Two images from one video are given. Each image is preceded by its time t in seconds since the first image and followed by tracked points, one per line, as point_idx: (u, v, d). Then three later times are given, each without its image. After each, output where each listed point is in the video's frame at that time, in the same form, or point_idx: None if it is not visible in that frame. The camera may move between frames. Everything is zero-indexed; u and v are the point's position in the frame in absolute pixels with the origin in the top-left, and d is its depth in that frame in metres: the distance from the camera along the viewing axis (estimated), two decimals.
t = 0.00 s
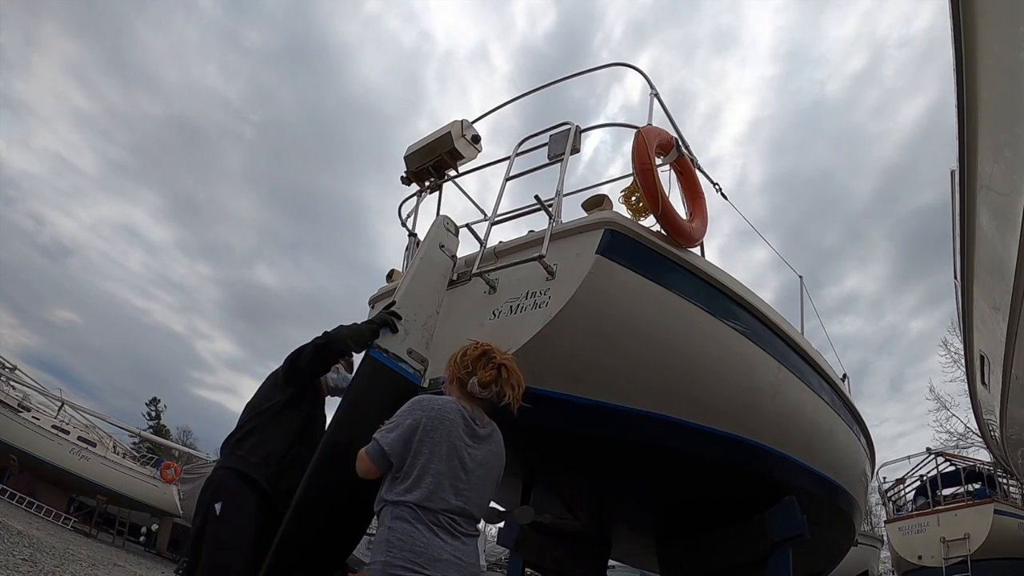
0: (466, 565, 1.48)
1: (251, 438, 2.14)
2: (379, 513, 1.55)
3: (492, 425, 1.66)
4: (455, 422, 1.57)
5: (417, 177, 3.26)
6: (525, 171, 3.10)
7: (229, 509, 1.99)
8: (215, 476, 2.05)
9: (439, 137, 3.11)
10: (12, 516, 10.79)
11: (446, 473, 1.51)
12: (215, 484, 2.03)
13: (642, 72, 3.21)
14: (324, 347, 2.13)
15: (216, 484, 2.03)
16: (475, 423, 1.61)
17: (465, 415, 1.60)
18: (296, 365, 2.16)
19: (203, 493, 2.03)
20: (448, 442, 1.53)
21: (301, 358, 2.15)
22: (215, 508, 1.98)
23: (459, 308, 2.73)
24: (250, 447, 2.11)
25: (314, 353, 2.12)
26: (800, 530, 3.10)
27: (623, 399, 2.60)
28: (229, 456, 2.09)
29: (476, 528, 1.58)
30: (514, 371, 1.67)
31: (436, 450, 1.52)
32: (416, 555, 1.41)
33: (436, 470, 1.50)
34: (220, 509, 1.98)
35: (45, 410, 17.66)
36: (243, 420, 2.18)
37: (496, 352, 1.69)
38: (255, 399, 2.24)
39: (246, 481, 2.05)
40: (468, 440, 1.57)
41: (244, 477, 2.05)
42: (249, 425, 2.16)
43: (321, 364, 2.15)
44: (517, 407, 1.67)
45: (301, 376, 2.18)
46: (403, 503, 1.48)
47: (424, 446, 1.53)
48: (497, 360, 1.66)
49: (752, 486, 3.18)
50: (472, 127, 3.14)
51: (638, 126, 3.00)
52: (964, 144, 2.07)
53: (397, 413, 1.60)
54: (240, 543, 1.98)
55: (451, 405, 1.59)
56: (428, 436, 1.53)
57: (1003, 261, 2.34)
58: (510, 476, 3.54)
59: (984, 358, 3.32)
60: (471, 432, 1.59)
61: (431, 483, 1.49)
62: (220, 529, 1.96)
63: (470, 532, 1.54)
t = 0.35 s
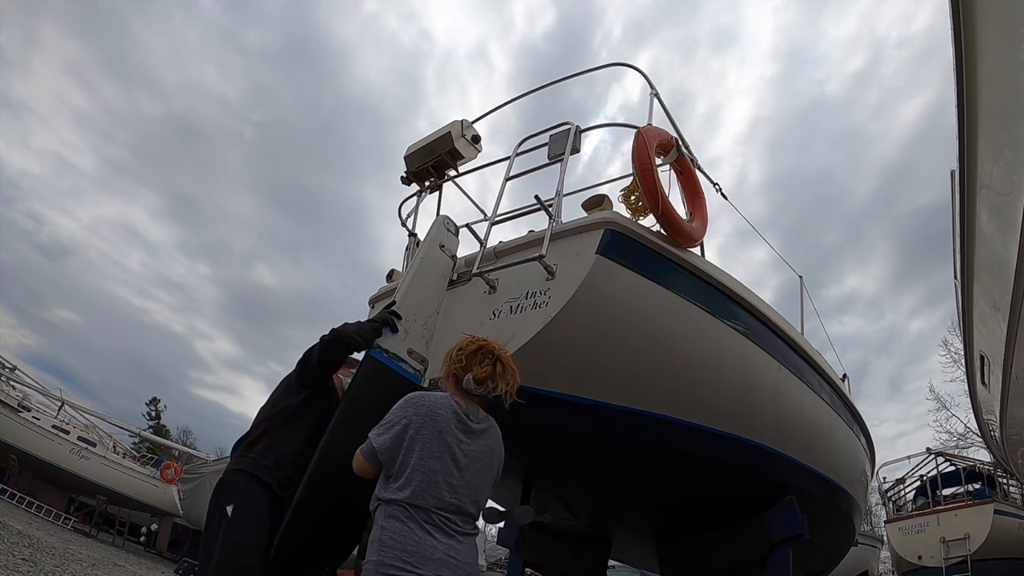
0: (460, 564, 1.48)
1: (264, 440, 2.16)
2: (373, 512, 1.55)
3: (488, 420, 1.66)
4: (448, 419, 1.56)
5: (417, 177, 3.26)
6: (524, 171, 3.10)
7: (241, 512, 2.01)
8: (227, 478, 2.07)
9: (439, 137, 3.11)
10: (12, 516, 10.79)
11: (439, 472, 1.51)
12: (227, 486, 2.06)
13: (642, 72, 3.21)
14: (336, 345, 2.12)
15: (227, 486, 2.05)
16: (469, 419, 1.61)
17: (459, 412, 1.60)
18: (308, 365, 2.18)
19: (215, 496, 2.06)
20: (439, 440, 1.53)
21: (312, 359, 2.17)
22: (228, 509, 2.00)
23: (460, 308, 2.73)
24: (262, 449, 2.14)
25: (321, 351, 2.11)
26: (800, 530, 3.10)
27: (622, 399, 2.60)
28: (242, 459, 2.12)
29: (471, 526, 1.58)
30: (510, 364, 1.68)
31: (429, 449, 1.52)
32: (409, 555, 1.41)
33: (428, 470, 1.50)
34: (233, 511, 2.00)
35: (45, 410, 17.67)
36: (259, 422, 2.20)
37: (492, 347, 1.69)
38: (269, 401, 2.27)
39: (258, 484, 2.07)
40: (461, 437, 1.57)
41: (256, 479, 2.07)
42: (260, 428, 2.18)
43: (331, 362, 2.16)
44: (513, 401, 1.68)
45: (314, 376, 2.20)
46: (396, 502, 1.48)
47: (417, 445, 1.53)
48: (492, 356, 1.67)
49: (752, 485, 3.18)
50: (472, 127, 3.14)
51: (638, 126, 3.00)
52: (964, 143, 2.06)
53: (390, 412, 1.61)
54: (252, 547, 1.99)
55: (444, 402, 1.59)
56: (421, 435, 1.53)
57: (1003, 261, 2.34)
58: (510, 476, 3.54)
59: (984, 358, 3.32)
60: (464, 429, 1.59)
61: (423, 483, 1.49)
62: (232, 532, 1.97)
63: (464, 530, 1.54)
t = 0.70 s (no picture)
0: (460, 564, 1.48)
1: (278, 443, 2.01)
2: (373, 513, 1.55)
3: (488, 421, 1.66)
4: (448, 420, 1.56)
5: (417, 177, 3.26)
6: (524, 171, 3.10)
7: (266, 521, 1.86)
8: (245, 484, 1.91)
9: (439, 137, 3.11)
10: (12, 515, 10.78)
11: (439, 473, 1.51)
12: (244, 493, 1.89)
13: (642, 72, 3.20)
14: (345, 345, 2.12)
15: (246, 494, 1.88)
16: (469, 420, 1.61)
17: (459, 413, 1.59)
18: (319, 363, 2.10)
19: (229, 506, 1.87)
20: (439, 441, 1.53)
21: (323, 356, 2.10)
22: (253, 520, 1.84)
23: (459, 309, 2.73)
24: (278, 453, 1.99)
25: (332, 348, 2.08)
26: (800, 530, 3.10)
27: (623, 399, 2.60)
28: (257, 465, 1.95)
29: (471, 526, 1.58)
30: (509, 367, 1.68)
31: (428, 450, 1.52)
32: (410, 555, 1.41)
33: (429, 471, 1.50)
34: (259, 522, 1.85)
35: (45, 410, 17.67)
36: (270, 425, 2.04)
37: (491, 349, 1.70)
38: (277, 404, 2.13)
39: (276, 489, 1.93)
40: (461, 438, 1.57)
41: (275, 485, 1.93)
42: (272, 430, 2.03)
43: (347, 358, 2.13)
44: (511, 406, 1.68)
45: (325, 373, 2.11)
46: (396, 503, 1.48)
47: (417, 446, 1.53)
48: (492, 358, 1.67)
49: (752, 485, 3.18)
50: (472, 127, 3.13)
51: (638, 126, 3.00)
52: (964, 143, 2.06)
53: (389, 413, 1.60)
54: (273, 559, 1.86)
55: (444, 403, 1.59)
56: (421, 436, 1.53)
57: (1004, 261, 2.34)
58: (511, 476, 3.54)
59: (984, 358, 3.32)
60: (464, 430, 1.59)
61: (423, 484, 1.49)
62: (257, 544, 1.82)
63: (464, 530, 1.54)
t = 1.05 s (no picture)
0: (464, 565, 1.48)
1: (280, 442, 1.99)
2: (377, 513, 1.55)
3: (490, 428, 1.66)
4: (453, 425, 1.57)
5: (417, 177, 3.26)
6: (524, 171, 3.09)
7: (268, 521, 1.87)
8: (248, 484, 1.89)
9: (439, 137, 3.11)
10: (12, 515, 10.78)
11: (444, 476, 1.51)
12: (247, 494, 1.88)
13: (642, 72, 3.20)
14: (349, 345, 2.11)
15: (249, 494, 1.87)
16: (473, 426, 1.61)
17: (463, 419, 1.60)
18: (321, 361, 2.08)
19: (231, 506, 1.86)
20: (445, 445, 1.54)
21: (325, 355, 2.08)
22: (257, 521, 1.84)
23: (460, 308, 2.74)
24: (281, 452, 1.98)
25: (335, 346, 2.07)
26: (799, 530, 3.11)
27: (622, 400, 2.60)
28: (258, 465, 1.94)
29: (473, 529, 1.58)
30: (512, 387, 1.67)
31: (434, 453, 1.52)
32: (416, 555, 1.41)
33: (434, 473, 1.50)
34: (262, 523, 1.85)
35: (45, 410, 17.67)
36: (271, 424, 2.02)
37: (497, 366, 1.68)
38: (276, 401, 2.10)
39: (278, 490, 1.93)
40: (466, 444, 1.58)
41: (278, 485, 1.93)
42: (273, 428, 2.01)
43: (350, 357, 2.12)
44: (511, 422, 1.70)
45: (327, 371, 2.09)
46: (403, 504, 1.48)
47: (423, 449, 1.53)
48: (496, 376, 1.65)
49: (752, 485, 3.18)
50: (472, 127, 3.13)
51: (638, 126, 3.00)
52: (964, 142, 2.07)
53: (394, 415, 1.61)
54: (274, 559, 1.87)
55: (449, 408, 1.59)
56: (427, 438, 1.54)
57: (1003, 261, 2.35)
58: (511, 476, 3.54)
59: (984, 358, 3.32)
60: (469, 435, 1.60)
61: (429, 486, 1.49)
62: (259, 544, 1.83)
63: (467, 533, 1.55)
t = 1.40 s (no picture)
0: (467, 566, 1.48)
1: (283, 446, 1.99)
2: (380, 514, 1.55)
3: (491, 432, 1.65)
4: (456, 428, 1.57)
5: (417, 177, 3.26)
6: (524, 171, 3.09)
7: (272, 526, 1.87)
8: (252, 488, 1.89)
9: (439, 137, 3.11)
10: (12, 515, 10.78)
11: (446, 478, 1.51)
12: (250, 498, 1.87)
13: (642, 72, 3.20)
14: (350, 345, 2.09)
15: (254, 499, 1.87)
16: (475, 430, 1.61)
17: (465, 423, 1.59)
18: (323, 364, 2.06)
19: (235, 509, 1.86)
20: (449, 448, 1.54)
21: (326, 358, 2.06)
22: (262, 526, 1.84)
23: (460, 308, 2.73)
24: (285, 456, 1.97)
25: (336, 349, 2.06)
26: (799, 530, 3.11)
27: (622, 400, 2.60)
28: (262, 469, 1.93)
29: (475, 531, 1.58)
30: (513, 394, 1.66)
31: (437, 455, 1.52)
32: (419, 555, 1.41)
33: (437, 475, 1.50)
34: (266, 528, 1.85)
35: (45, 410, 17.67)
36: (274, 428, 2.02)
37: (500, 372, 1.67)
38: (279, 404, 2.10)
39: (282, 494, 1.92)
40: (469, 447, 1.58)
41: (281, 489, 1.92)
42: (277, 432, 2.01)
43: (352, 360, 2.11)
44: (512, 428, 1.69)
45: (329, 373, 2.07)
46: (406, 505, 1.48)
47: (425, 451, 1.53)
48: (498, 382, 1.65)
49: (751, 485, 3.19)
50: (472, 127, 3.13)
51: (638, 126, 3.00)
52: (964, 143, 2.07)
53: (397, 416, 1.61)
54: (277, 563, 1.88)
55: (451, 412, 1.59)
56: (429, 440, 1.54)
57: (1003, 261, 2.35)
58: (511, 476, 3.54)
59: (984, 358, 3.33)
60: (472, 438, 1.60)
61: (432, 488, 1.49)
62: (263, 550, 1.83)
63: (470, 534, 1.55)
